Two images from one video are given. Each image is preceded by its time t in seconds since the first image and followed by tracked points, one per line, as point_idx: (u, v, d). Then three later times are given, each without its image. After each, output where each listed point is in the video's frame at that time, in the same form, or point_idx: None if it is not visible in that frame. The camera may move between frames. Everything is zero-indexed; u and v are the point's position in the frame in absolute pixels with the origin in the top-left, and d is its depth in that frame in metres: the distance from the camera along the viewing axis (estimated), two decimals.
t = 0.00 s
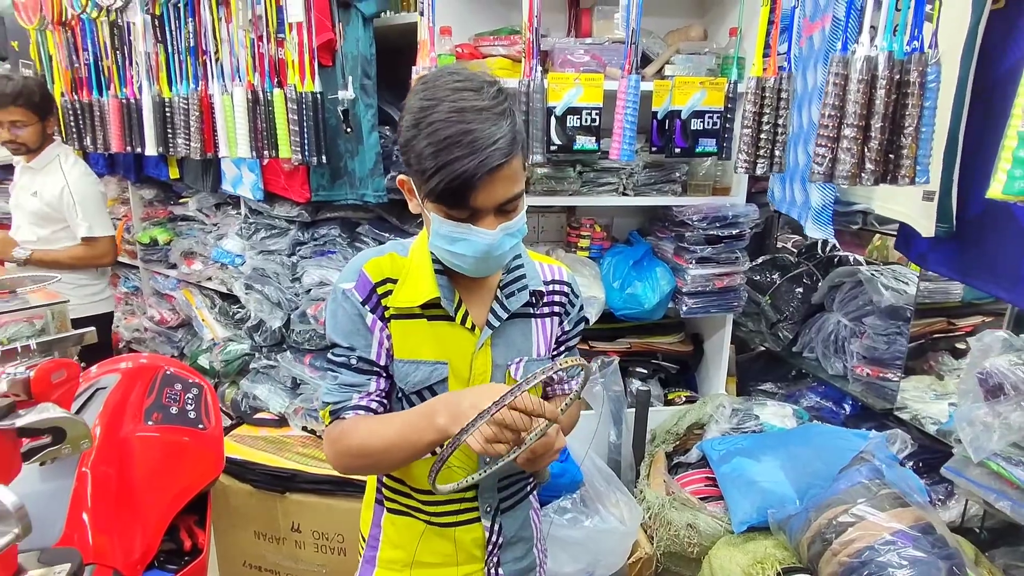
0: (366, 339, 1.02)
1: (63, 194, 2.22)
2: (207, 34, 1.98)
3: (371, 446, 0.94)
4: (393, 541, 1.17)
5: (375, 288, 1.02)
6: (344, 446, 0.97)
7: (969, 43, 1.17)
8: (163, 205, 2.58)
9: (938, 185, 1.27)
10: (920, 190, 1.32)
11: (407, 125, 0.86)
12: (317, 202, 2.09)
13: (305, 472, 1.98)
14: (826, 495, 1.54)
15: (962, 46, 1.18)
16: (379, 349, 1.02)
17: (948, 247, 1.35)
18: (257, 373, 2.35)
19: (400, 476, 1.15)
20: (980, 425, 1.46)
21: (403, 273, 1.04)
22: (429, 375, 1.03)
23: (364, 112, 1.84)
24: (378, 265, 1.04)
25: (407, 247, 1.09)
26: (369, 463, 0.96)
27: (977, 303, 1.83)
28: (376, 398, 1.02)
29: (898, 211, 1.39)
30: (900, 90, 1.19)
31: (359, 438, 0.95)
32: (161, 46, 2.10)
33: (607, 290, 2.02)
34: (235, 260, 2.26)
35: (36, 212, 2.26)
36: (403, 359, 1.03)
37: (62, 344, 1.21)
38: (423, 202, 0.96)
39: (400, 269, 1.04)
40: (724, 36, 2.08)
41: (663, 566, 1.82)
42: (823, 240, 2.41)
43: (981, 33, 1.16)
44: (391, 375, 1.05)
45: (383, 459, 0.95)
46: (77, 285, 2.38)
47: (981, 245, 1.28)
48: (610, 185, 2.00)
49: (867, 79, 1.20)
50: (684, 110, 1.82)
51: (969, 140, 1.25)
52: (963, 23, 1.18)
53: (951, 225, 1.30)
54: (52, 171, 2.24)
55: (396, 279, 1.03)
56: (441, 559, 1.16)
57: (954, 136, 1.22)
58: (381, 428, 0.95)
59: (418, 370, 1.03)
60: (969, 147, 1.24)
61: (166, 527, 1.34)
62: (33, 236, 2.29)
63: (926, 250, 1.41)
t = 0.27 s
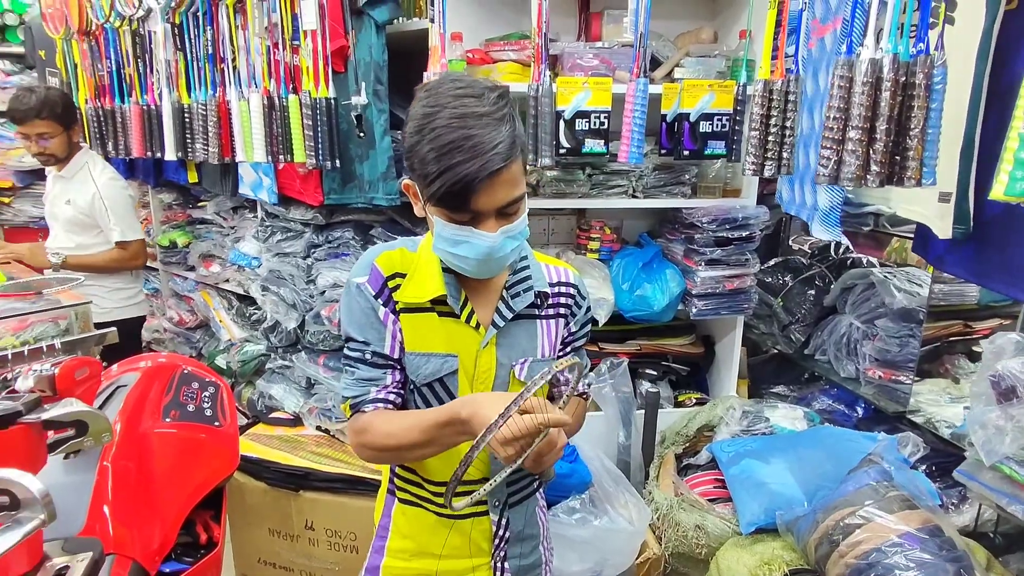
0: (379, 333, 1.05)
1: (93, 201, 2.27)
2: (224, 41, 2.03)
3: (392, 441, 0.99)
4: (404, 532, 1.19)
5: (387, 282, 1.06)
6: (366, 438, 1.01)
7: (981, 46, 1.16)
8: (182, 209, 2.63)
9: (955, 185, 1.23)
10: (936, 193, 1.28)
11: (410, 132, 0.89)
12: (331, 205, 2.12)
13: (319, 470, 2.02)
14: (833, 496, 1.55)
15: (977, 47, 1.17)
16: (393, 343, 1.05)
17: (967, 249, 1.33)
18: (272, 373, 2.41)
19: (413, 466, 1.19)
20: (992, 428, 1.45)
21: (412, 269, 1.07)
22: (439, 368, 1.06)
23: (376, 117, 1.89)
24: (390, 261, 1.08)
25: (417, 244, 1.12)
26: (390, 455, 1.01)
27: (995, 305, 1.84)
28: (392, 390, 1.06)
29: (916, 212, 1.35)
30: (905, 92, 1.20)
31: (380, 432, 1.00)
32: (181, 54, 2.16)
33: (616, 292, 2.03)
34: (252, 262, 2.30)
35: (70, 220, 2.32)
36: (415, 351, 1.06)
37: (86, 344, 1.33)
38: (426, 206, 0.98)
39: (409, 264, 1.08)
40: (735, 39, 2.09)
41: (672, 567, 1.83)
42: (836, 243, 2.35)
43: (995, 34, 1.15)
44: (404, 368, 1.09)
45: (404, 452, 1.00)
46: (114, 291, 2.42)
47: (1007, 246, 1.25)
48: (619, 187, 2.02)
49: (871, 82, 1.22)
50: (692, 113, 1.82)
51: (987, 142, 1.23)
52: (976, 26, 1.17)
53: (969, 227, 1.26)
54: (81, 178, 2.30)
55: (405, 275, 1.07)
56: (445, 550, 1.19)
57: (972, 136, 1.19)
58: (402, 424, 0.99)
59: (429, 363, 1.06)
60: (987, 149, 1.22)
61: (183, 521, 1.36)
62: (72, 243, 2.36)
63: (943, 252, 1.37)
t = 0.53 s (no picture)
0: (388, 330, 1.08)
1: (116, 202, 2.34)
2: (243, 45, 2.08)
3: (393, 437, 1.00)
4: (413, 525, 1.22)
5: (395, 280, 1.08)
6: (369, 435, 1.03)
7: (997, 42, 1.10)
8: (203, 209, 2.69)
9: (973, 183, 1.18)
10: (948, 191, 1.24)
11: (416, 133, 0.91)
12: (346, 205, 2.16)
13: (334, 466, 2.05)
14: (843, 497, 1.54)
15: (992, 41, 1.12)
16: (400, 340, 1.07)
17: (986, 247, 1.31)
18: (290, 370, 2.43)
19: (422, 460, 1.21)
20: (1008, 430, 1.43)
21: (420, 268, 1.10)
22: (446, 365, 1.08)
23: (383, 119, 1.90)
24: (398, 260, 1.11)
25: (426, 243, 1.15)
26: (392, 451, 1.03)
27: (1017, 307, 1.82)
28: (397, 386, 1.07)
29: (928, 211, 1.32)
30: (914, 90, 1.20)
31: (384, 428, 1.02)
32: (202, 58, 2.22)
33: (627, 291, 2.04)
34: (270, 261, 2.33)
35: (95, 222, 2.40)
36: (422, 349, 1.08)
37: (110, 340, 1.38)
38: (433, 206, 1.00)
39: (417, 263, 1.10)
40: (748, 38, 2.08)
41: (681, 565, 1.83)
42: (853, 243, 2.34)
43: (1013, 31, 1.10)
44: (412, 364, 1.10)
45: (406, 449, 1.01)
46: (137, 292, 2.48)
47: None
48: (630, 186, 2.03)
49: (879, 79, 1.22)
50: (703, 112, 1.82)
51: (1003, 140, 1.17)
52: (992, 23, 1.11)
53: (987, 225, 1.21)
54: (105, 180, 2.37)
55: (413, 274, 1.09)
56: (455, 545, 1.20)
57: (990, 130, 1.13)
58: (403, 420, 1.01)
59: (435, 360, 1.08)
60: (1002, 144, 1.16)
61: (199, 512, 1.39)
62: (99, 245, 2.43)
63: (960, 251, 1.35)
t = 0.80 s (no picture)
0: (400, 328, 1.10)
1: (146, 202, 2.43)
2: (269, 48, 2.14)
3: (409, 428, 1.02)
4: (426, 519, 1.23)
5: (406, 281, 1.09)
6: (384, 426, 1.05)
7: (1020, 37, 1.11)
8: (232, 209, 2.76)
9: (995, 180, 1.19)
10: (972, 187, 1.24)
11: (430, 129, 0.93)
12: (368, 204, 2.19)
13: (354, 460, 2.08)
14: (861, 499, 1.52)
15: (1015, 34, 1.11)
16: (412, 338, 1.09)
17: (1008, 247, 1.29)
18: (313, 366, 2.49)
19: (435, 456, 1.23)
20: None
21: (431, 268, 1.11)
22: (455, 363, 1.09)
23: (404, 118, 1.90)
24: (408, 260, 1.12)
25: (437, 243, 1.16)
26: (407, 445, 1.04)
27: None
28: (412, 383, 1.09)
29: (949, 209, 1.31)
30: (934, 84, 1.18)
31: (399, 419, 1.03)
32: (229, 62, 2.28)
33: (644, 290, 2.03)
34: (295, 259, 2.37)
35: (128, 222, 2.49)
36: (432, 347, 1.10)
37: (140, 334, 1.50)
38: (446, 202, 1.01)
39: (428, 263, 1.11)
40: (769, 34, 2.06)
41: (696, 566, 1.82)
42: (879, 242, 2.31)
43: None
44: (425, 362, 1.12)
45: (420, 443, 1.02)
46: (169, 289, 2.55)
47: None
48: (648, 185, 2.02)
49: (896, 74, 1.20)
50: (722, 109, 1.81)
51: None
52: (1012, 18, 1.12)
53: (1010, 223, 1.20)
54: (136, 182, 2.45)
55: (424, 274, 1.10)
56: (467, 539, 1.21)
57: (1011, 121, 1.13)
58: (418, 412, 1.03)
59: (445, 358, 1.09)
60: None
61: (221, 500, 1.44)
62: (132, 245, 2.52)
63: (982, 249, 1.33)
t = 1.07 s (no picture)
0: (412, 330, 1.10)
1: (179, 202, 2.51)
2: (295, 53, 2.19)
3: (418, 427, 1.01)
4: (437, 518, 1.20)
5: (419, 282, 1.10)
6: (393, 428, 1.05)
7: None
8: (261, 210, 2.83)
9: None
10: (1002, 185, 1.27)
11: (448, 126, 0.94)
12: (390, 205, 2.22)
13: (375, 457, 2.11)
14: (884, 506, 1.47)
15: None
16: (424, 340, 1.10)
17: None
18: (337, 364, 2.53)
19: (446, 454, 1.20)
20: None
21: (444, 268, 1.11)
22: (466, 363, 1.09)
23: (428, 120, 1.94)
24: (421, 262, 1.12)
25: (450, 244, 1.16)
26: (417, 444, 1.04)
27: None
28: (423, 384, 1.10)
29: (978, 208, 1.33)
30: (958, 79, 1.14)
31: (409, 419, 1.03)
32: (259, 67, 2.35)
33: (664, 291, 2.02)
34: (320, 260, 2.43)
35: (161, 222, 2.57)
36: (445, 348, 1.10)
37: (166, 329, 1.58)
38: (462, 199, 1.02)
39: (441, 263, 1.11)
40: (795, 31, 2.03)
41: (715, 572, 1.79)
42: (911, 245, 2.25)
43: None
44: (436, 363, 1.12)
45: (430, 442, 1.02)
46: (200, 287, 2.62)
47: None
48: (669, 185, 2.01)
49: (918, 69, 1.16)
50: (743, 108, 1.78)
51: None
52: None
53: None
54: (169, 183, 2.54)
55: (437, 274, 1.10)
56: (479, 538, 1.18)
57: None
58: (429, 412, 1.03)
59: (456, 358, 1.09)
60: None
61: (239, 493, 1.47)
62: (165, 244, 2.60)
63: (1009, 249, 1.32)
